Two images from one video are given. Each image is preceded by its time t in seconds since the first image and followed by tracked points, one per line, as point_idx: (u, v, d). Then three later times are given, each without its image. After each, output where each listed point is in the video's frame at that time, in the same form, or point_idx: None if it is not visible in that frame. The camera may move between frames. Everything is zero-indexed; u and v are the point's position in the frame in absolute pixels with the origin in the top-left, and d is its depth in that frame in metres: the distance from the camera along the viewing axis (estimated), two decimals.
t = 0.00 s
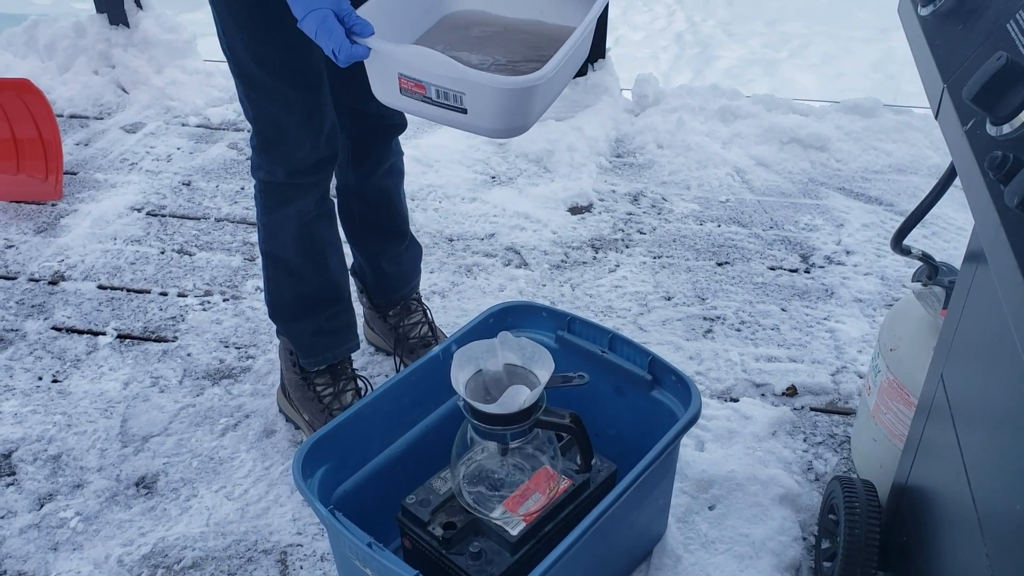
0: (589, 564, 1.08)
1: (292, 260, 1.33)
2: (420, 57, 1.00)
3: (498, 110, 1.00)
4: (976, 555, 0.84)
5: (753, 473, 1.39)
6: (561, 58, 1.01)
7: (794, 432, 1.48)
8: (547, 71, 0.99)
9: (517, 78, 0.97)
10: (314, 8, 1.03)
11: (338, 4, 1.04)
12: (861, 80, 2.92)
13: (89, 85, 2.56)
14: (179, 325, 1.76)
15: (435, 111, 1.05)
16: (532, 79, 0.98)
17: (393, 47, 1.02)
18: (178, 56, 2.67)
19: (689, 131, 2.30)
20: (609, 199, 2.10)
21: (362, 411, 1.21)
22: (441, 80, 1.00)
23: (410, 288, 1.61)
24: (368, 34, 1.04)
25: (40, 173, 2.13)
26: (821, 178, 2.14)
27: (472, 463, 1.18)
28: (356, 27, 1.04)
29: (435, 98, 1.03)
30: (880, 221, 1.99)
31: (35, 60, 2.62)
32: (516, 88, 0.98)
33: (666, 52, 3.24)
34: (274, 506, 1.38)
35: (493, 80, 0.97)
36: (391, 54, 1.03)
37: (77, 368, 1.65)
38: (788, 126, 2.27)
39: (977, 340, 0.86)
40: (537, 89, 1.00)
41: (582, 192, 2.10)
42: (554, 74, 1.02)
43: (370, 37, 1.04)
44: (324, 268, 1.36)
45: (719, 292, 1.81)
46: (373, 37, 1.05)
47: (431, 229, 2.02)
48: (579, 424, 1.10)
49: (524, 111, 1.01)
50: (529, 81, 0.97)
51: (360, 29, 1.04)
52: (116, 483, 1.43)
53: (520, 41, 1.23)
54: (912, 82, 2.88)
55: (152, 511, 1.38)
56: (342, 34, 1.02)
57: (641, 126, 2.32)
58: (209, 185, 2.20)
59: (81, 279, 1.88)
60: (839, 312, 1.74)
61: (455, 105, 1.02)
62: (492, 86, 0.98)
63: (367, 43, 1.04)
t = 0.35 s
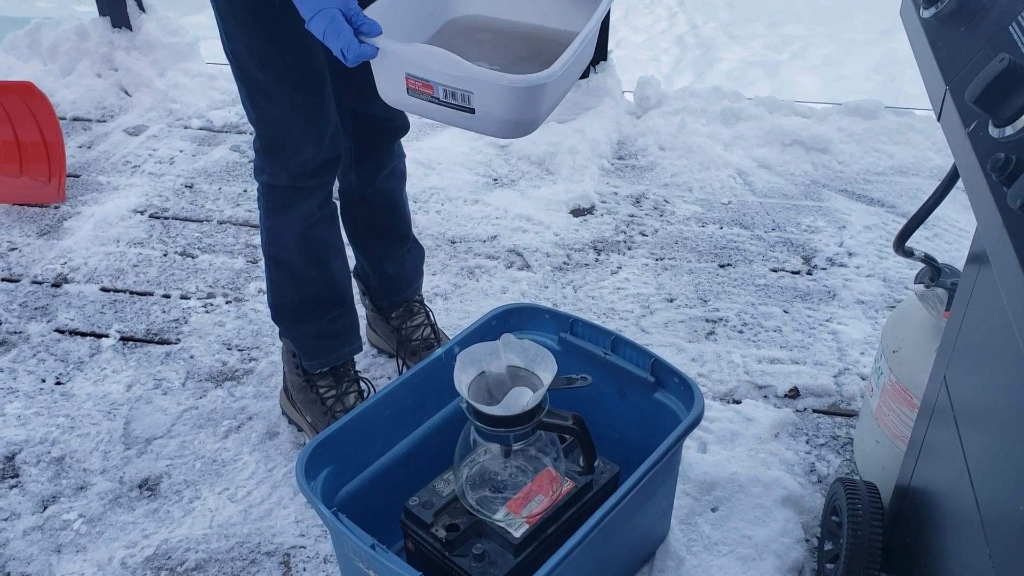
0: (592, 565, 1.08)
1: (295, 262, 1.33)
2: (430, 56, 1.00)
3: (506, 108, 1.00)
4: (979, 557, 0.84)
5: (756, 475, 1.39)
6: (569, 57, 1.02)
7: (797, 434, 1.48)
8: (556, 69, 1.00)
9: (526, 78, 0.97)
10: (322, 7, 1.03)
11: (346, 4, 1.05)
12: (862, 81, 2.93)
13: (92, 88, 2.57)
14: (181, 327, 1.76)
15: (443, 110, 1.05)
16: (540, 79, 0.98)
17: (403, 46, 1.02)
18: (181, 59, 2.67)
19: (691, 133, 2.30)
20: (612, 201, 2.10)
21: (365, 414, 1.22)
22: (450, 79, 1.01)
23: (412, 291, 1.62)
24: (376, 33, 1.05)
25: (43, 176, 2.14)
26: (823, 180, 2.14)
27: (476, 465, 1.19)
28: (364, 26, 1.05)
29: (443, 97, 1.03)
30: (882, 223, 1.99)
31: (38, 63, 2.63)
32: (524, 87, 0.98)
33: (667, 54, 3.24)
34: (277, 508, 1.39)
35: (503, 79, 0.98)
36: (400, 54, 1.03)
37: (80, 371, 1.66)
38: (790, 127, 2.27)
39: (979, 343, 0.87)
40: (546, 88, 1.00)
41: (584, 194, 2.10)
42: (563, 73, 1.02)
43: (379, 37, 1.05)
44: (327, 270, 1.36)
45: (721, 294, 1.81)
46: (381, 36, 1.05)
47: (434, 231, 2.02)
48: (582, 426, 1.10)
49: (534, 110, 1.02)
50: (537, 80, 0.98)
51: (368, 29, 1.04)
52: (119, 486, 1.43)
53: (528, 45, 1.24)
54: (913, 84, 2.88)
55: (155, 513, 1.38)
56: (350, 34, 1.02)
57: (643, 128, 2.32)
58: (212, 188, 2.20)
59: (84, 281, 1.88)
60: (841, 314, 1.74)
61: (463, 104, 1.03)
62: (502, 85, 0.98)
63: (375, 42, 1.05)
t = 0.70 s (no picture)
0: (593, 567, 1.08)
1: (297, 263, 1.33)
2: (424, 67, 1.01)
3: (502, 119, 1.00)
4: (980, 557, 0.84)
5: (757, 476, 1.40)
6: (566, 66, 1.02)
7: (798, 435, 1.48)
8: (553, 79, 1.00)
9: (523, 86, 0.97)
10: (317, 12, 1.03)
11: (342, 9, 1.04)
12: (864, 83, 2.93)
13: (94, 90, 2.57)
14: (183, 329, 1.77)
15: (437, 121, 1.06)
16: (536, 90, 0.98)
17: (397, 56, 1.02)
18: (183, 61, 2.68)
19: (692, 135, 2.30)
20: (613, 203, 2.10)
21: (367, 415, 1.22)
22: (444, 90, 1.01)
23: (414, 292, 1.62)
24: (370, 41, 1.04)
25: (45, 178, 2.14)
26: (824, 182, 2.14)
27: (477, 467, 1.19)
28: (358, 34, 1.04)
29: (437, 107, 1.04)
30: (883, 225, 1.99)
31: (40, 65, 2.63)
32: (521, 97, 0.98)
33: (668, 56, 3.25)
34: (279, 510, 1.39)
35: (499, 88, 0.97)
36: (394, 64, 1.04)
37: (83, 372, 1.66)
38: (791, 129, 2.27)
39: (980, 344, 0.87)
40: (542, 97, 1.00)
41: (586, 196, 2.10)
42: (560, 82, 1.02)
43: (372, 44, 1.04)
44: (329, 272, 1.36)
45: (723, 296, 1.81)
46: (375, 44, 1.05)
47: (435, 233, 2.03)
48: (583, 427, 1.11)
49: (529, 120, 1.02)
50: (534, 89, 0.98)
51: (362, 36, 1.04)
52: (122, 487, 1.43)
53: (526, 65, 1.25)
54: (914, 85, 2.89)
55: (158, 514, 1.38)
56: (344, 40, 1.01)
57: (644, 130, 2.33)
58: (214, 190, 2.20)
59: (86, 283, 1.89)
60: (842, 315, 1.74)
61: (458, 114, 1.03)
62: (497, 93, 0.98)
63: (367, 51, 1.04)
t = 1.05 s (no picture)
0: (592, 569, 1.08)
1: (297, 266, 1.33)
2: (417, 87, 1.01)
3: (497, 141, 1.01)
4: (980, 559, 0.84)
5: (757, 478, 1.40)
6: (560, 92, 1.02)
7: (798, 437, 1.48)
8: (546, 105, 1.00)
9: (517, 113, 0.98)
10: (313, 31, 1.03)
11: (339, 29, 1.04)
12: (864, 85, 2.93)
13: (95, 93, 2.58)
14: (184, 330, 1.77)
15: (432, 140, 1.06)
16: (530, 115, 0.98)
17: (390, 75, 1.02)
18: (184, 64, 2.68)
19: (692, 137, 2.30)
20: (613, 205, 2.10)
21: (367, 417, 1.22)
22: (438, 110, 1.01)
23: (414, 294, 1.62)
24: (365, 60, 1.03)
25: (46, 180, 2.14)
26: (824, 184, 2.15)
27: (476, 469, 1.19)
28: (354, 53, 1.04)
29: (432, 127, 1.04)
30: (883, 227, 1.99)
31: (40, 67, 2.64)
32: (517, 122, 0.98)
33: (669, 58, 3.25)
34: (279, 511, 1.39)
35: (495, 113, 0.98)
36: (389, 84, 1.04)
37: (83, 374, 1.66)
38: (791, 131, 2.27)
39: (979, 347, 0.87)
40: (536, 122, 1.01)
41: (586, 198, 2.11)
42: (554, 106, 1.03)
43: (368, 64, 1.03)
44: (329, 274, 1.37)
45: (722, 297, 1.81)
46: (371, 64, 1.04)
47: (435, 235, 2.03)
48: (583, 429, 1.11)
49: (523, 144, 1.02)
50: (529, 115, 0.98)
51: (358, 55, 1.03)
52: (122, 488, 1.43)
53: (525, 75, 1.26)
54: (914, 87, 2.89)
55: (157, 516, 1.38)
56: (338, 58, 1.01)
57: (644, 132, 2.33)
58: (214, 192, 2.20)
59: (86, 285, 1.89)
60: (842, 317, 1.74)
61: (453, 134, 1.03)
62: (492, 118, 0.98)
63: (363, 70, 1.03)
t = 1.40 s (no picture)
0: (592, 571, 1.08)
1: (296, 268, 1.33)
2: (417, 112, 1.02)
3: (496, 164, 1.02)
4: (979, 560, 0.84)
5: (757, 480, 1.39)
6: (560, 115, 1.04)
7: (798, 439, 1.48)
8: (546, 132, 1.01)
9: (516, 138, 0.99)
10: (316, 55, 1.03)
11: (341, 52, 1.04)
12: (864, 86, 2.93)
13: (95, 95, 2.58)
14: (183, 333, 1.77)
15: (431, 163, 1.07)
16: (529, 141, 0.99)
17: (391, 100, 1.04)
18: (184, 66, 2.68)
19: (691, 138, 2.31)
20: (612, 207, 2.10)
21: (366, 420, 1.22)
22: (439, 134, 1.02)
23: (413, 296, 1.62)
24: (367, 86, 1.05)
25: (45, 182, 2.14)
26: (824, 186, 2.15)
27: (476, 471, 1.19)
28: (357, 77, 1.05)
29: (433, 150, 1.05)
30: (882, 228, 1.99)
31: (40, 70, 2.64)
32: (515, 148, 0.99)
33: (668, 60, 3.25)
34: (278, 514, 1.39)
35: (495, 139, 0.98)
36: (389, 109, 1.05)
37: (82, 377, 1.66)
38: (791, 133, 2.27)
39: (977, 350, 0.87)
40: (535, 147, 1.01)
41: (585, 200, 2.11)
42: (554, 131, 1.04)
43: (369, 89, 1.05)
44: (328, 277, 1.37)
45: (722, 299, 1.81)
46: (372, 89, 1.06)
47: (434, 237, 2.03)
48: (583, 431, 1.11)
49: (522, 167, 1.03)
50: (528, 141, 0.99)
51: (361, 80, 1.05)
52: (121, 491, 1.43)
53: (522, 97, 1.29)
54: (914, 89, 2.89)
55: (157, 519, 1.38)
56: (342, 84, 1.02)
57: (644, 134, 2.33)
58: (214, 195, 2.20)
59: (86, 287, 1.89)
60: (841, 319, 1.74)
61: (455, 158, 1.04)
62: (491, 143, 0.99)
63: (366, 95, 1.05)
